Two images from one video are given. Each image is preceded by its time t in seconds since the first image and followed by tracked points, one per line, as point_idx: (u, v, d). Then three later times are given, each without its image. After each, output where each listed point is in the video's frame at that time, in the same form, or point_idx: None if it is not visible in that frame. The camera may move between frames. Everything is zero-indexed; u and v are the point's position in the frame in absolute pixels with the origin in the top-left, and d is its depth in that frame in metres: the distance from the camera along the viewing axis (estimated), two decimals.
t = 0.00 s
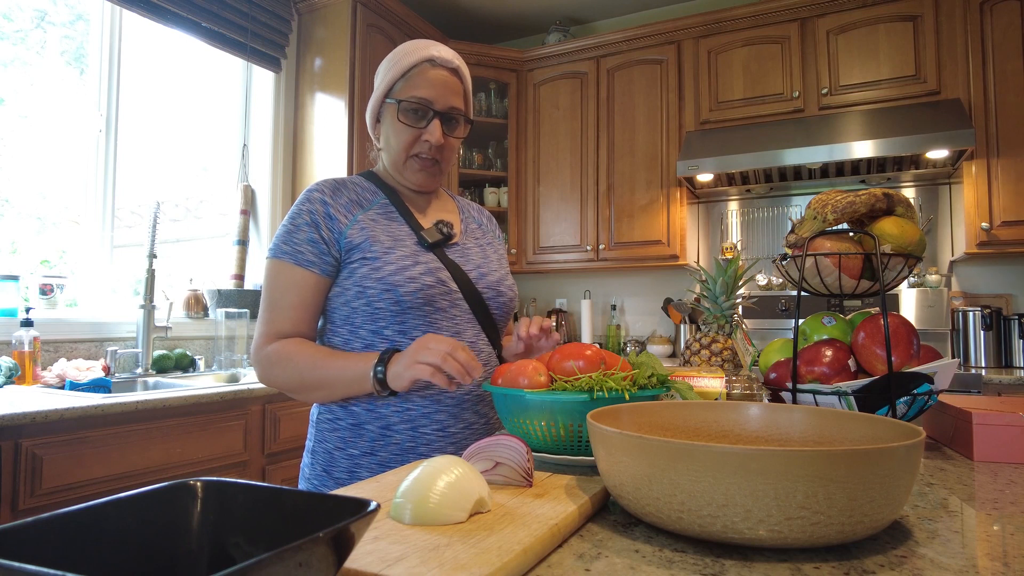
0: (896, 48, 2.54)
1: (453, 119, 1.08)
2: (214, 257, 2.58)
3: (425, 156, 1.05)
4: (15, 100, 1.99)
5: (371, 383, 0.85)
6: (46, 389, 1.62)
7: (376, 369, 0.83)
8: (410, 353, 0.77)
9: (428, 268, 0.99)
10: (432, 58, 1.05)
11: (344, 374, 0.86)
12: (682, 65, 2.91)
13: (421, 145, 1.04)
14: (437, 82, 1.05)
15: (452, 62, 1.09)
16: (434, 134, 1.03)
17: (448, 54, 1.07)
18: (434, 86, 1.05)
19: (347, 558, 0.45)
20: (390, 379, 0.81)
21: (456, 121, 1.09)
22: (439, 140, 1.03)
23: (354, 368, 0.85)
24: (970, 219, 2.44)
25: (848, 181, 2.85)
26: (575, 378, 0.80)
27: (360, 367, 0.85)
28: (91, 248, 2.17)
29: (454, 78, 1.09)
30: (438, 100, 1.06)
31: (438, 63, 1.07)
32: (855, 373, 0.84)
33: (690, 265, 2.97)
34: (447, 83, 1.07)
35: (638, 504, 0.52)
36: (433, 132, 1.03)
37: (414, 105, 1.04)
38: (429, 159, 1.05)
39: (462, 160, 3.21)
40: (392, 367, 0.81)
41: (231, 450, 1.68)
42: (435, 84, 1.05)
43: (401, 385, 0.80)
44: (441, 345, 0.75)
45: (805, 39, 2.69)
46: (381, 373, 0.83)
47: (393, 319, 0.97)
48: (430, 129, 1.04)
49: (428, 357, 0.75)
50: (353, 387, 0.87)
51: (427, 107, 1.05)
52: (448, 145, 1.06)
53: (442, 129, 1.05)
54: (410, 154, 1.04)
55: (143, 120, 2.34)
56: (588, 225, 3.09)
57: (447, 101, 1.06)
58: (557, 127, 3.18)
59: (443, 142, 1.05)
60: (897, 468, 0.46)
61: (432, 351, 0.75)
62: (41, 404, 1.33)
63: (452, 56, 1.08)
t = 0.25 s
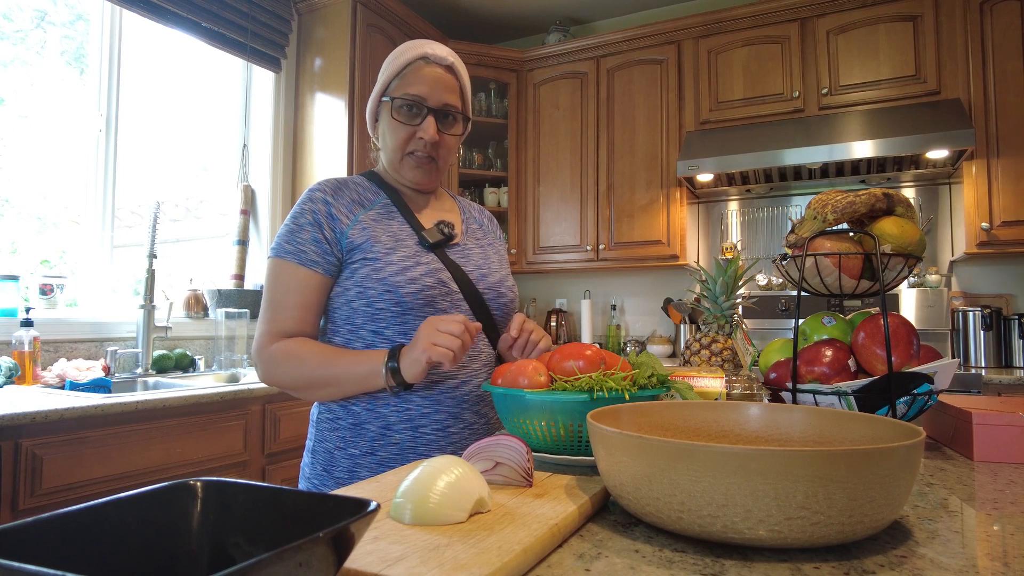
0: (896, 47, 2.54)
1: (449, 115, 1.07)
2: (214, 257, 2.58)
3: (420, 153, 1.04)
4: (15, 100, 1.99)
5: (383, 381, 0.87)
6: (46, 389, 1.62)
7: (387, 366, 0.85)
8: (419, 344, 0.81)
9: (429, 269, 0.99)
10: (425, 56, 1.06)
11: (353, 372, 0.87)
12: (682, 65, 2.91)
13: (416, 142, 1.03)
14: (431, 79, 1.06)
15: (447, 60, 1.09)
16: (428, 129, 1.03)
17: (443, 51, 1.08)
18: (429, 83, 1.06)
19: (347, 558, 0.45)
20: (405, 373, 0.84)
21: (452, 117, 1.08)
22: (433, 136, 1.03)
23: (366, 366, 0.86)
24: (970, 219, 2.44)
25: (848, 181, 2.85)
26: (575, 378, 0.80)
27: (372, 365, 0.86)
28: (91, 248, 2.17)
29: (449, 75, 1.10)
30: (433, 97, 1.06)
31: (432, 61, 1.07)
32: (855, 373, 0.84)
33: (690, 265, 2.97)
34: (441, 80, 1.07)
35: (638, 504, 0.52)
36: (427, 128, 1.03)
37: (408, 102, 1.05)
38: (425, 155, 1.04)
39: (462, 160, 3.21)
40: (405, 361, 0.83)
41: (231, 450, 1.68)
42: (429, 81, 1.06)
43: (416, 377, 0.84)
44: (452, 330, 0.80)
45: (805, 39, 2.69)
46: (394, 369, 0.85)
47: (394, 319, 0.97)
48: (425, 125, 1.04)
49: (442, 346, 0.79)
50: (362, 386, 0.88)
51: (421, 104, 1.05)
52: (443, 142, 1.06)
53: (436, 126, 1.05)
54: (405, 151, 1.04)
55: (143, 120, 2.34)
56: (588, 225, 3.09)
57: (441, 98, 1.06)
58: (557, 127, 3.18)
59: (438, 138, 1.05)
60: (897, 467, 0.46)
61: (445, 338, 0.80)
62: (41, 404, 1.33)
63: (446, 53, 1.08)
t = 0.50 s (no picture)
0: (896, 48, 2.54)
1: (448, 114, 1.07)
2: (214, 257, 2.58)
3: (420, 152, 1.04)
4: (15, 100, 1.99)
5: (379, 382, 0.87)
6: (46, 389, 1.62)
7: (384, 368, 0.85)
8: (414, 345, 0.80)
9: (430, 270, 0.99)
10: (425, 55, 1.06)
11: (354, 372, 0.87)
12: (682, 65, 2.91)
13: (416, 141, 1.04)
14: (431, 77, 1.06)
15: (446, 58, 1.09)
16: (427, 128, 1.04)
17: (442, 50, 1.08)
18: (428, 82, 1.06)
19: (347, 558, 0.45)
20: (400, 374, 0.84)
21: (452, 116, 1.08)
22: (432, 135, 1.03)
23: (367, 366, 0.86)
24: (970, 219, 2.44)
25: (848, 181, 2.85)
26: (575, 378, 0.80)
27: (373, 366, 0.86)
28: (91, 248, 2.17)
29: (449, 74, 1.09)
30: (432, 96, 1.06)
31: (431, 60, 1.07)
32: (855, 373, 0.84)
33: (690, 265, 2.97)
34: (441, 78, 1.07)
35: (638, 504, 0.52)
36: (427, 127, 1.03)
37: (407, 101, 1.05)
38: (425, 154, 1.04)
39: (462, 160, 3.21)
40: (401, 363, 0.83)
41: (231, 450, 1.68)
42: (428, 79, 1.06)
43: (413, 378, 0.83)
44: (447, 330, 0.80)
45: (805, 39, 2.69)
46: (390, 371, 0.85)
47: (394, 319, 0.97)
48: (425, 124, 1.04)
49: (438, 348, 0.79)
50: (361, 386, 0.88)
51: (421, 103, 1.05)
52: (443, 140, 1.06)
53: (436, 124, 1.05)
54: (405, 150, 1.04)
55: (143, 120, 2.34)
56: (588, 225, 3.09)
57: (441, 96, 1.06)
58: (557, 127, 3.18)
59: (438, 137, 1.05)
60: (898, 467, 0.46)
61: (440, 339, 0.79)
62: (41, 404, 1.33)
63: (445, 52, 1.09)
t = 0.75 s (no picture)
0: (896, 48, 2.54)
1: (449, 113, 1.07)
2: (214, 257, 2.58)
3: (421, 152, 1.04)
4: (15, 100, 1.99)
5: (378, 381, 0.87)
6: (45, 389, 1.62)
7: (384, 367, 0.85)
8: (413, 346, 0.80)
9: (429, 269, 0.99)
10: (425, 54, 1.06)
11: (354, 372, 0.87)
12: (682, 65, 2.91)
13: (416, 140, 1.04)
14: (430, 77, 1.06)
15: (446, 58, 1.09)
16: (427, 128, 1.04)
17: (441, 49, 1.08)
18: (428, 82, 1.05)
19: (347, 558, 0.45)
20: (400, 374, 0.84)
21: (452, 115, 1.08)
22: (432, 135, 1.03)
23: (366, 366, 0.86)
24: (970, 219, 2.44)
25: (848, 181, 2.85)
26: (575, 378, 0.80)
27: (372, 365, 0.86)
28: (91, 248, 2.17)
29: (449, 73, 1.09)
30: (432, 95, 1.06)
31: (431, 59, 1.07)
32: (855, 373, 0.84)
33: (690, 265, 2.97)
34: (440, 78, 1.07)
35: (638, 504, 0.52)
36: (427, 127, 1.03)
37: (407, 101, 1.05)
38: (425, 154, 1.04)
39: (462, 160, 3.21)
40: (401, 363, 0.83)
41: (231, 450, 1.68)
42: (428, 79, 1.06)
43: (412, 378, 0.83)
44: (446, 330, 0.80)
45: (805, 39, 2.69)
46: (389, 370, 0.85)
47: (394, 319, 0.97)
48: (425, 123, 1.04)
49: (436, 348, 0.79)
50: (361, 385, 0.88)
51: (421, 102, 1.05)
52: (443, 139, 1.06)
53: (436, 124, 1.05)
54: (405, 150, 1.04)
55: (143, 120, 2.34)
56: (588, 225, 3.09)
57: (441, 96, 1.06)
58: (557, 127, 3.18)
59: (438, 136, 1.05)
60: (898, 467, 0.46)
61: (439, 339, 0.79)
62: (41, 404, 1.33)
63: (445, 52, 1.09)
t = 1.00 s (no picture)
0: (896, 48, 2.54)
1: (449, 111, 1.07)
2: (214, 257, 2.58)
3: (422, 150, 1.04)
4: (15, 100, 1.99)
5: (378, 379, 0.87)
6: (45, 389, 1.62)
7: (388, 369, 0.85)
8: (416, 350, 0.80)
9: (430, 270, 0.99)
10: (425, 54, 1.06)
11: (354, 372, 0.87)
12: (682, 65, 2.91)
13: (417, 139, 1.04)
14: (430, 76, 1.06)
15: (447, 57, 1.09)
16: (428, 127, 1.03)
17: (442, 48, 1.08)
18: (428, 81, 1.05)
19: (347, 558, 0.45)
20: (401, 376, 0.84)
21: (453, 114, 1.08)
22: (433, 134, 1.03)
23: (367, 366, 0.86)
24: (970, 219, 2.44)
25: (848, 181, 2.85)
26: (575, 378, 0.80)
27: (372, 365, 0.86)
28: (91, 248, 2.17)
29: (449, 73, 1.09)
30: (432, 94, 1.06)
31: (432, 59, 1.07)
32: (855, 373, 0.84)
33: (690, 265, 2.97)
34: (441, 77, 1.07)
35: (638, 504, 0.52)
36: (427, 126, 1.03)
37: (408, 100, 1.05)
38: (426, 153, 1.04)
39: (462, 160, 3.21)
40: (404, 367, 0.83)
41: (231, 451, 1.68)
42: (428, 78, 1.06)
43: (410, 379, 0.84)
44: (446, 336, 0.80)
45: (805, 39, 2.69)
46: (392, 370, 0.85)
47: (395, 319, 0.97)
48: (425, 123, 1.04)
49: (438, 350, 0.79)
50: (361, 385, 0.88)
51: (421, 101, 1.05)
52: (443, 138, 1.06)
53: (437, 123, 1.05)
54: (406, 149, 1.04)
55: (143, 120, 2.34)
56: (588, 225, 3.09)
57: (441, 94, 1.06)
58: (557, 127, 3.18)
59: (438, 135, 1.05)
60: (897, 467, 0.46)
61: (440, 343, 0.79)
62: (41, 404, 1.33)
63: (445, 51, 1.09)
